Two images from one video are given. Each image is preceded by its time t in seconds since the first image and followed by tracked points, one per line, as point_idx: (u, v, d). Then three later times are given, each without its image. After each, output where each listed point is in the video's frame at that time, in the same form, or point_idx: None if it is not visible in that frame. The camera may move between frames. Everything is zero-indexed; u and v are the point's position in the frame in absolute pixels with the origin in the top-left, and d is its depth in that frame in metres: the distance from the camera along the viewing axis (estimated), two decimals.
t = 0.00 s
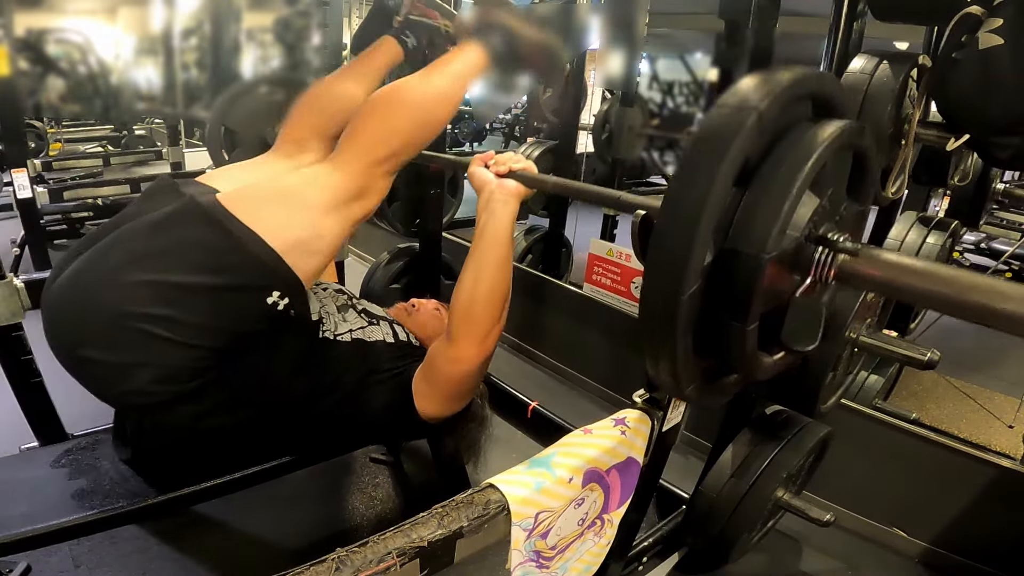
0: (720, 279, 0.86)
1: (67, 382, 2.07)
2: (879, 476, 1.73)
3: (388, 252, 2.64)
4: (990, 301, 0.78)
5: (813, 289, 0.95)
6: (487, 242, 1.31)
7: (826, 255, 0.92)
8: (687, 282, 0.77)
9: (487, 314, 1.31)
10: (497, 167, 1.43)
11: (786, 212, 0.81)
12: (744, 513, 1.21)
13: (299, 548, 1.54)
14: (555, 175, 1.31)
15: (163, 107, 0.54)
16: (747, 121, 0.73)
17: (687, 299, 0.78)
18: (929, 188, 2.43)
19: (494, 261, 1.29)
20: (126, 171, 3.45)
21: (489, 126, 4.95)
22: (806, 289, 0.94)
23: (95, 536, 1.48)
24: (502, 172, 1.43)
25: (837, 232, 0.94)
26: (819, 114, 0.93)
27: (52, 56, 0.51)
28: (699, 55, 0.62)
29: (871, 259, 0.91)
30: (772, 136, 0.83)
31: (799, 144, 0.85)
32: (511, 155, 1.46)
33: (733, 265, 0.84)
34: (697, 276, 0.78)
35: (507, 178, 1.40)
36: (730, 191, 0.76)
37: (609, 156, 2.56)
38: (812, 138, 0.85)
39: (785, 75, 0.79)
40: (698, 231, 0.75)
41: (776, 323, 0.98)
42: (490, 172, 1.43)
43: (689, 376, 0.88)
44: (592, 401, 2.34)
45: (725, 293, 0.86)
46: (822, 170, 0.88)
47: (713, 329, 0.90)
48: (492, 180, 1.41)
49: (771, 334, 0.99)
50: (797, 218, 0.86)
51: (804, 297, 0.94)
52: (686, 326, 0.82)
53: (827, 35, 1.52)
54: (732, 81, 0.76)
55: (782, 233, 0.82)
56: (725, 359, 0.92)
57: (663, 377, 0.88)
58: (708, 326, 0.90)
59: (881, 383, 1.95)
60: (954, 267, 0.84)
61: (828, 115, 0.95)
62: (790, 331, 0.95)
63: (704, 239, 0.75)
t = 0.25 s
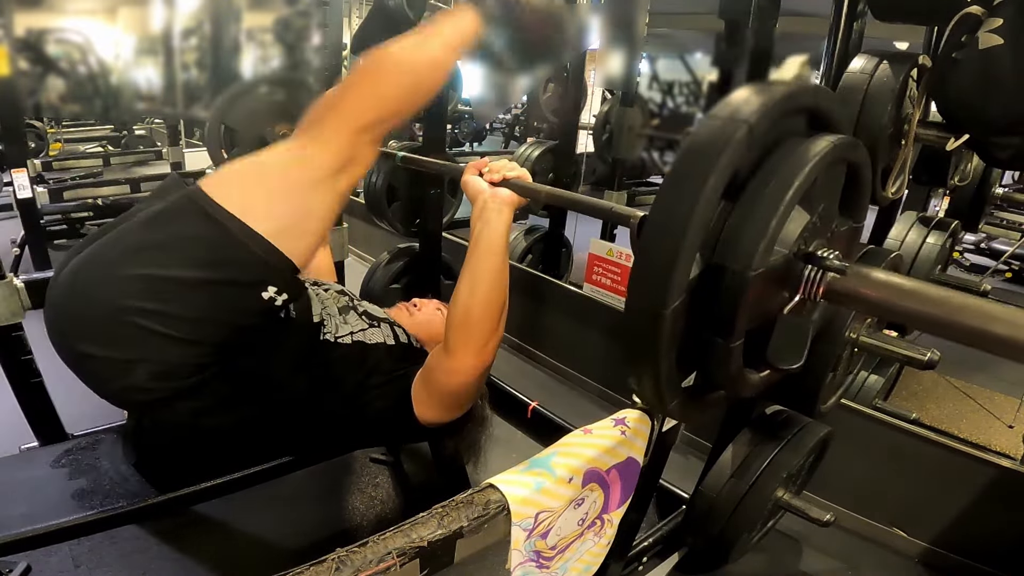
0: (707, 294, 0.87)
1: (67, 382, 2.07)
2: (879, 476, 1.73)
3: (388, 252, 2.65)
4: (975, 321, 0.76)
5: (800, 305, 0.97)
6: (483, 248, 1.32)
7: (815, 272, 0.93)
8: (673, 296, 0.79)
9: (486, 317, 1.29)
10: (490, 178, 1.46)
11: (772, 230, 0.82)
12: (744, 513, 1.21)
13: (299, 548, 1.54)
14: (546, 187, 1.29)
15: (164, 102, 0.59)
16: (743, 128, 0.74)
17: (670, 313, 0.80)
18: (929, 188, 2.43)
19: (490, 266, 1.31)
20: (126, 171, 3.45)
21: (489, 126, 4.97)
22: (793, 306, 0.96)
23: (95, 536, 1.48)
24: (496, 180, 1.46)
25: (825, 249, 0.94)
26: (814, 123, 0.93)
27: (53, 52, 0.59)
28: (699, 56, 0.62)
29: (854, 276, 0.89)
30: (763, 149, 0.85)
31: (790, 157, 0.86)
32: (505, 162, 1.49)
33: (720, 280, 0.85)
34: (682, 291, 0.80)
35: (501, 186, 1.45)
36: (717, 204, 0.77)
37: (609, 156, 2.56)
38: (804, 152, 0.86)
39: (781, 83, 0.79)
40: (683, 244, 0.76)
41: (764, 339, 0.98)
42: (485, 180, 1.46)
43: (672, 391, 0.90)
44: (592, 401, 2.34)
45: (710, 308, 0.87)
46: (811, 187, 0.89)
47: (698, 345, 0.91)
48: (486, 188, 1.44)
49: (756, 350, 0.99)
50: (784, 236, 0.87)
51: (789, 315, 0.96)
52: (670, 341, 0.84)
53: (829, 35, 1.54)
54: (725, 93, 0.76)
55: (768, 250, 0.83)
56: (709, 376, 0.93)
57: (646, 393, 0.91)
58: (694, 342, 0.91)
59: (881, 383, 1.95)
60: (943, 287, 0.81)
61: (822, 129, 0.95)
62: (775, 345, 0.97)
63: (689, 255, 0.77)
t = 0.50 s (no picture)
0: (709, 293, 0.87)
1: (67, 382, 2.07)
2: (879, 476, 1.73)
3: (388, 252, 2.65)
4: (973, 320, 0.76)
5: (800, 304, 0.96)
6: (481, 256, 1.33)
7: (816, 270, 0.90)
8: (672, 295, 0.80)
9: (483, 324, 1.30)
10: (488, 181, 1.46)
11: (775, 226, 0.82)
12: (744, 513, 1.21)
13: (299, 548, 1.54)
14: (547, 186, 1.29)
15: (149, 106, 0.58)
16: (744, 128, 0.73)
17: (671, 310, 0.81)
18: (929, 188, 2.43)
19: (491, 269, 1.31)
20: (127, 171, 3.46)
21: (489, 126, 4.98)
22: (794, 305, 0.95)
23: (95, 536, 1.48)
24: (496, 180, 1.46)
25: (827, 248, 0.94)
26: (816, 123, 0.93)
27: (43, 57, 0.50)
28: (699, 56, 0.62)
29: (862, 282, 0.89)
30: (765, 148, 0.84)
31: (791, 156, 0.86)
32: (505, 162, 1.50)
33: (722, 278, 0.85)
34: (683, 289, 0.81)
35: (501, 186, 1.45)
36: (718, 203, 0.78)
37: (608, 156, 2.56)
38: (806, 151, 0.86)
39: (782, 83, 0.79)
40: (684, 242, 0.78)
41: (766, 338, 0.98)
42: (484, 180, 1.47)
43: (673, 389, 0.90)
44: (592, 401, 2.34)
45: (712, 306, 0.87)
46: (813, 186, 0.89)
47: (700, 343, 0.91)
48: (485, 189, 1.45)
49: (757, 348, 0.99)
50: (785, 235, 0.88)
51: (790, 313, 0.95)
52: (671, 340, 0.84)
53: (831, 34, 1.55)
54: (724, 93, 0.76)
55: (771, 247, 0.83)
56: (711, 375, 0.92)
57: (648, 392, 0.91)
58: (696, 341, 0.91)
59: (881, 383, 1.95)
60: (942, 287, 0.82)
61: (824, 129, 0.96)
62: (776, 344, 0.95)
63: (691, 253, 0.78)
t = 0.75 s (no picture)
0: (709, 293, 0.87)
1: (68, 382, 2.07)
2: (879, 476, 1.73)
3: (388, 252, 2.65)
4: (972, 320, 0.76)
5: (800, 304, 0.96)
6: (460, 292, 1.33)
7: (816, 270, 0.90)
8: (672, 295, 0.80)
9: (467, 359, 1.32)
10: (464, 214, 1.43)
11: (775, 226, 0.82)
12: (744, 513, 1.21)
13: (299, 548, 1.54)
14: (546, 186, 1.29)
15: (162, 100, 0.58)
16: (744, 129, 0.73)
17: (671, 311, 0.81)
18: (929, 188, 2.43)
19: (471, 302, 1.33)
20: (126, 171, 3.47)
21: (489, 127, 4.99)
22: (794, 305, 0.95)
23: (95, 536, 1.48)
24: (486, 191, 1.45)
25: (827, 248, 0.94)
26: (816, 123, 0.93)
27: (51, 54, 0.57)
28: (699, 56, 0.62)
29: (862, 281, 0.89)
30: (764, 147, 0.84)
31: (791, 156, 0.86)
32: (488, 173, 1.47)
33: (722, 279, 0.85)
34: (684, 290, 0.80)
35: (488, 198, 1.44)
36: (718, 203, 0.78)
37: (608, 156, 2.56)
38: (806, 150, 0.86)
39: (782, 83, 0.79)
40: (685, 242, 0.77)
41: (766, 338, 0.98)
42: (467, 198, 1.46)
43: (673, 390, 0.90)
44: (592, 401, 2.34)
45: (711, 306, 0.87)
46: (813, 186, 0.89)
47: (700, 344, 0.91)
48: (468, 205, 1.45)
49: (757, 348, 0.99)
50: (785, 235, 0.88)
51: (790, 314, 0.95)
52: (671, 340, 0.84)
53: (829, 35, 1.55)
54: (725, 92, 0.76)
55: (771, 247, 0.83)
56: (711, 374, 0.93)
57: (649, 391, 0.91)
58: (696, 341, 0.91)
59: (881, 383, 1.95)
60: (942, 286, 0.81)
61: (824, 129, 0.96)
62: (776, 344, 0.95)
63: (691, 253, 0.78)
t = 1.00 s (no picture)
0: (708, 293, 0.87)
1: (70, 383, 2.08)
2: (879, 476, 1.73)
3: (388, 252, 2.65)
4: (973, 320, 0.76)
5: (800, 304, 0.96)
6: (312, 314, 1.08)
7: (816, 271, 0.90)
8: (672, 295, 0.80)
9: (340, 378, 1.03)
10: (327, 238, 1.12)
11: (774, 227, 0.82)
12: (744, 513, 1.21)
13: (300, 548, 1.54)
14: (545, 186, 1.29)
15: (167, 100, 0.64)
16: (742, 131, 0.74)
17: (671, 311, 0.81)
18: (929, 188, 2.43)
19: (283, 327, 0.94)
20: (127, 171, 3.48)
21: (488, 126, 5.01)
22: (794, 306, 0.95)
23: (95, 536, 1.49)
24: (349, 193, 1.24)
25: (827, 248, 0.94)
26: (816, 123, 0.93)
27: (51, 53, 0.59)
28: (699, 56, 0.62)
29: (862, 280, 0.89)
30: (764, 148, 0.84)
31: (791, 156, 0.86)
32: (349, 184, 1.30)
33: (721, 279, 0.85)
34: (683, 290, 0.81)
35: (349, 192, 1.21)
36: (718, 203, 0.78)
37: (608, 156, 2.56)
38: (806, 150, 0.86)
39: (783, 83, 0.79)
40: (684, 243, 0.78)
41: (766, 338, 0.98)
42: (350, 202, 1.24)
43: (673, 390, 0.90)
44: (592, 401, 2.34)
45: (711, 307, 0.87)
46: (812, 186, 0.89)
47: (700, 344, 0.91)
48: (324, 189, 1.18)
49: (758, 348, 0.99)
50: (785, 236, 0.88)
51: (790, 314, 0.95)
52: (671, 341, 0.84)
53: (829, 35, 1.55)
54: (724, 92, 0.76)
55: (771, 248, 0.83)
56: (712, 374, 0.93)
57: (649, 391, 0.91)
58: (696, 342, 0.91)
59: (881, 383, 1.95)
60: (941, 286, 0.81)
61: (823, 129, 0.96)
62: (776, 344, 0.95)
63: (690, 254, 0.78)
